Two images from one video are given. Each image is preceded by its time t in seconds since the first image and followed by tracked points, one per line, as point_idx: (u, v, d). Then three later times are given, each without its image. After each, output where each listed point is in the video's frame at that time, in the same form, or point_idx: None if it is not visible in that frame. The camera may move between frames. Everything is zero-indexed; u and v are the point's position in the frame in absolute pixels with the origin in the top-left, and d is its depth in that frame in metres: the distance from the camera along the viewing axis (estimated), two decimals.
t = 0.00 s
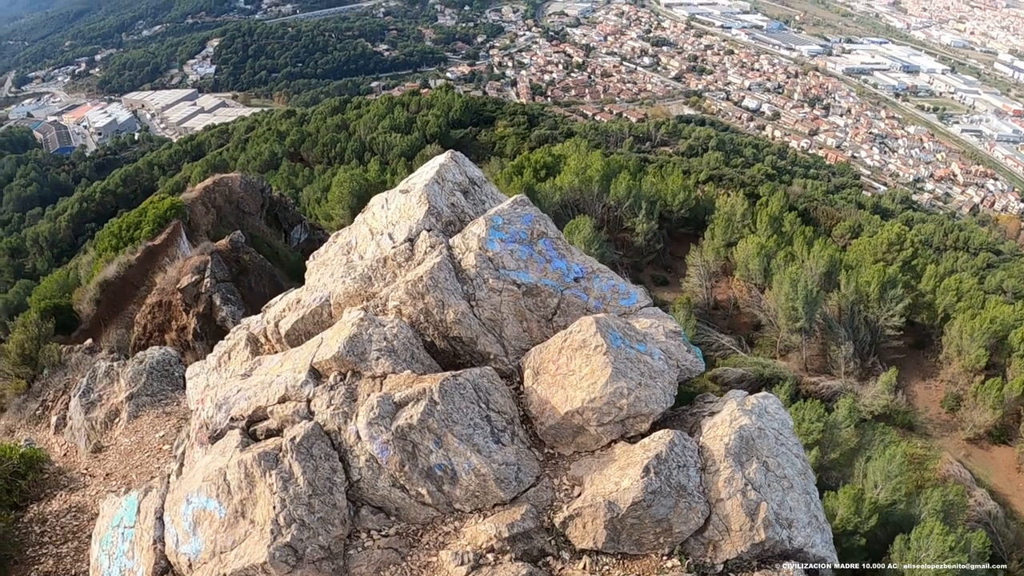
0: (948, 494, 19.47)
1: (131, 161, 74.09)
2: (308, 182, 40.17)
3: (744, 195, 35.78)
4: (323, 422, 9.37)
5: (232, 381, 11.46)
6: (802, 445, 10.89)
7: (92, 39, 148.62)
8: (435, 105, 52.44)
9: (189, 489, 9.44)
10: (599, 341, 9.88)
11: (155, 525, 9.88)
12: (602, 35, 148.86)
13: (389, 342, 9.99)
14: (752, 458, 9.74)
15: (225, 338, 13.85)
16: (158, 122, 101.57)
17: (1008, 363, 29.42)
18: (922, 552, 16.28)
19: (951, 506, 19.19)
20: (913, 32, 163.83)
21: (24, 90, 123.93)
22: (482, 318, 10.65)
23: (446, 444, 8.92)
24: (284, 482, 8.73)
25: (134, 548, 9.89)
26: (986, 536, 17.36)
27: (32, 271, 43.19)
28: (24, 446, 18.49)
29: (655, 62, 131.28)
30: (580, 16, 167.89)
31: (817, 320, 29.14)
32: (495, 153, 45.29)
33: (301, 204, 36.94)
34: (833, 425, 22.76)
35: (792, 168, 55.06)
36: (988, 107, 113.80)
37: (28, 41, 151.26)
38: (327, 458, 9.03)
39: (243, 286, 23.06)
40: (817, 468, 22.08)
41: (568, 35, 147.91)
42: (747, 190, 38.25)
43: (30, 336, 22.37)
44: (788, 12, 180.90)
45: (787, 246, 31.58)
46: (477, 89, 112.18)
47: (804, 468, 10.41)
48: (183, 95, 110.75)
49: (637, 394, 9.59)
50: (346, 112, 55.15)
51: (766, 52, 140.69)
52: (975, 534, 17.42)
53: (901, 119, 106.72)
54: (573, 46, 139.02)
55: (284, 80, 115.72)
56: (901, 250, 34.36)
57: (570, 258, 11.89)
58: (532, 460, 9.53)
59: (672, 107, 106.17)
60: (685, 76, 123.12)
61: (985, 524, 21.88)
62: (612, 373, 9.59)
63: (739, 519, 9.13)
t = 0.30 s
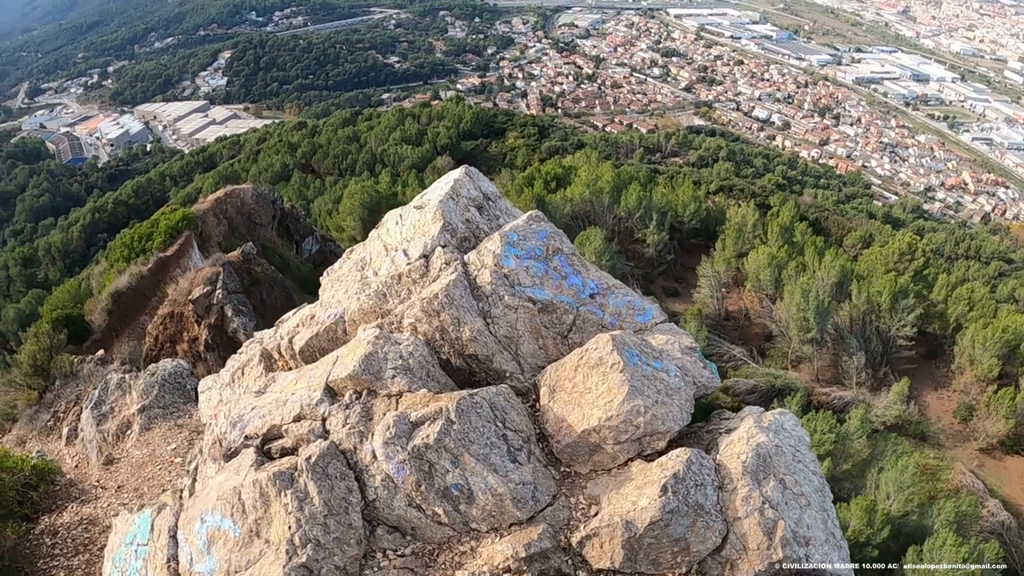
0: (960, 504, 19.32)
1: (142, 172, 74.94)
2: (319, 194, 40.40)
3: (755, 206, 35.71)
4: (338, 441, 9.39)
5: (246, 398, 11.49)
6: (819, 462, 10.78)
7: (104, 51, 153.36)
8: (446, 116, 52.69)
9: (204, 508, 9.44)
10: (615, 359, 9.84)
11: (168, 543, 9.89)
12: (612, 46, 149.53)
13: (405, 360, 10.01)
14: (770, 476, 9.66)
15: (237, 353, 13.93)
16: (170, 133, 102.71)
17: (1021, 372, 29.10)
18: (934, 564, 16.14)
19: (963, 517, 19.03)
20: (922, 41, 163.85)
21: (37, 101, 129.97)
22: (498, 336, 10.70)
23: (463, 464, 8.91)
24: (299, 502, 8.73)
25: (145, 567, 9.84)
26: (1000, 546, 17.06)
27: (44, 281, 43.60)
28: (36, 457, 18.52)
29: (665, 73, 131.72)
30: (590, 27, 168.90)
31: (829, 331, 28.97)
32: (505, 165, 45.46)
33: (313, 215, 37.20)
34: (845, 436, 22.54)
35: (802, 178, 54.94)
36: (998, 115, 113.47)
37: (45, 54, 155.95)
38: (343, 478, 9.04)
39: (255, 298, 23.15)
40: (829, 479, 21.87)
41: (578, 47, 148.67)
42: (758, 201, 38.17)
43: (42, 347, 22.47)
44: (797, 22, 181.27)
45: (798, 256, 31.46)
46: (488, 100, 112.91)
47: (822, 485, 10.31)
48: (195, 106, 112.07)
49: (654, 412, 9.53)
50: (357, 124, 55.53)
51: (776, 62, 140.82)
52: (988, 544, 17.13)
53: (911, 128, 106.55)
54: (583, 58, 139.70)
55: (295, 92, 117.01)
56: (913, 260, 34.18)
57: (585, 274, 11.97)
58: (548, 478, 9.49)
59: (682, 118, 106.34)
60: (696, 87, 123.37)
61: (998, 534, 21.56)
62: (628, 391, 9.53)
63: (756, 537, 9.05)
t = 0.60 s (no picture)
0: (977, 517, 19.22)
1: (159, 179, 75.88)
2: (336, 203, 40.68)
3: (771, 216, 35.61)
4: (368, 458, 9.34)
5: (273, 413, 11.46)
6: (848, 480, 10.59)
7: (123, 59, 156.64)
8: (462, 126, 52.95)
9: (231, 524, 9.40)
10: (645, 377, 9.74)
11: (196, 559, 9.89)
12: (628, 56, 150.05)
13: (435, 378, 9.97)
14: (799, 495, 9.48)
15: (261, 367, 13.98)
16: (187, 141, 103.90)
17: None
18: None
19: (980, 530, 18.91)
20: (938, 50, 163.37)
21: (56, 108, 133.31)
22: (527, 352, 10.66)
23: (494, 483, 8.84)
24: (329, 520, 8.65)
25: None
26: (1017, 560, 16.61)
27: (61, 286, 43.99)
28: (53, 464, 18.40)
29: (681, 83, 131.84)
30: (606, 37, 169.71)
31: (845, 342, 28.76)
32: (521, 175, 45.68)
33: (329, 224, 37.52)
34: (861, 448, 22.28)
35: (818, 188, 54.67)
36: (1016, 124, 112.69)
37: (67, 63, 159.65)
38: (373, 496, 8.98)
39: (271, 306, 23.17)
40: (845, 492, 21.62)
41: (594, 57, 149.41)
42: (774, 211, 38.05)
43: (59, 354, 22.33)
44: (812, 32, 181.24)
45: (815, 267, 31.28)
46: (504, 110, 113.46)
47: (851, 504, 10.10)
48: (212, 115, 113.48)
49: (684, 430, 9.40)
50: (374, 133, 55.89)
51: (791, 71, 140.64)
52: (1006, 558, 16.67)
53: (928, 138, 106.06)
54: (599, 67, 140.20)
55: (312, 101, 117.89)
56: (930, 271, 33.92)
57: (613, 290, 11.95)
58: (578, 497, 9.38)
59: (698, 128, 106.22)
60: (711, 97, 123.43)
61: (1016, 548, 21.24)
62: (659, 409, 9.41)
63: (785, 556, 8.92)
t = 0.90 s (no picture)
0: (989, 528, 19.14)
1: (172, 181, 76.64)
2: (348, 207, 40.90)
3: (783, 223, 35.56)
4: (393, 467, 9.35)
5: (294, 418, 11.48)
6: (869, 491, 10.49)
7: (137, 62, 159.27)
8: (474, 131, 53.18)
9: (255, 531, 9.40)
10: (670, 386, 9.72)
11: (217, 564, 9.87)
12: (641, 62, 150.25)
13: (460, 387, 9.99)
14: (821, 505, 9.41)
15: (280, 372, 14.02)
16: (200, 143, 104.75)
17: None
18: None
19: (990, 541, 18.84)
20: (952, 58, 162.78)
21: (70, 109, 135.90)
22: (551, 361, 10.70)
23: (520, 492, 8.84)
24: (354, 529, 8.68)
25: None
26: None
27: (74, 286, 44.42)
28: (67, 465, 18.41)
29: (694, 89, 131.83)
30: (618, 43, 170.13)
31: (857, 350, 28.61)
32: (533, 180, 45.80)
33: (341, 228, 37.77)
34: (873, 457, 22.13)
35: (831, 195, 54.51)
36: None
37: (84, 65, 161.96)
38: (399, 505, 8.98)
39: (284, 309, 23.25)
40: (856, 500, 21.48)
41: (606, 63, 149.78)
42: (786, 218, 37.96)
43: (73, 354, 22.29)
44: (825, 38, 180.96)
45: (826, 275, 31.19)
46: (517, 115, 113.88)
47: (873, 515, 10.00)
48: (225, 118, 114.54)
49: (708, 440, 9.36)
50: (386, 137, 56.15)
51: (804, 78, 140.32)
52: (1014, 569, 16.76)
53: (941, 145, 105.79)
54: (612, 73, 140.55)
55: (324, 105, 118.07)
56: (942, 279, 33.74)
57: (635, 299, 11.98)
58: (602, 506, 9.35)
59: (711, 134, 106.14)
60: (724, 103, 123.28)
61: None
62: (683, 419, 9.40)
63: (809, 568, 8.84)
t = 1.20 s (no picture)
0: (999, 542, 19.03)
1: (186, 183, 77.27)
2: (361, 211, 41.14)
3: (796, 233, 35.53)
4: (421, 475, 9.36)
5: (318, 425, 11.49)
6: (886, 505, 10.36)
7: (153, 64, 161.45)
8: (488, 137, 53.43)
9: (282, 535, 9.43)
10: (693, 399, 9.71)
11: (244, 568, 9.89)
12: (655, 70, 150.50)
13: (487, 396, 10.03)
14: (838, 518, 9.30)
15: (300, 379, 14.16)
16: (215, 146, 105.52)
17: None
18: None
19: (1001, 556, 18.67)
20: (966, 69, 162.43)
21: (85, 110, 137.73)
22: (575, 372, 10.72)
23: (547, 501, 8.84)
24: (383, 535, 8.69)
25: None
26: None
27: (87, 286, 44.86)
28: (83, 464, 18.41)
29: (707, 97, 131.88)
30: (632, 51, 170.52)
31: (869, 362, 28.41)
32: (546, 187, 46.01)
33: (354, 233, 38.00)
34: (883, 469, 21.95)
35: (844, 206, 54.33)
36: None
37: (101, 67, 163.88)
38: (427, 512, 8.98)
39: (297, 313, 23.29)
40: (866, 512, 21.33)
41: (620, 70, 150.19)
42: (799, 228, 37.89)
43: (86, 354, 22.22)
44: (840, 48, 180.75)
45: (839, 285, 31.07)
46: (530, 122, 114.26)
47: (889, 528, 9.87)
48: (240, 121, 115.46)
49: (729, 451, 9.35)
50: (400, 142, 56.48)
51: (818, 87, 140.02)
52: None
53: (954, 156, 105.42)
54: (625, 81, 140.82)
55: (339, 109, 118.63)
56: (955, 291, 33.52)
57: (656, 311, 11.99)
58: (624, 516, 9.30)
59: (724, 143, 106.03)
60: (737, 112, 123.22)
61: None
62: (705, 431, 9.39)
63: None
